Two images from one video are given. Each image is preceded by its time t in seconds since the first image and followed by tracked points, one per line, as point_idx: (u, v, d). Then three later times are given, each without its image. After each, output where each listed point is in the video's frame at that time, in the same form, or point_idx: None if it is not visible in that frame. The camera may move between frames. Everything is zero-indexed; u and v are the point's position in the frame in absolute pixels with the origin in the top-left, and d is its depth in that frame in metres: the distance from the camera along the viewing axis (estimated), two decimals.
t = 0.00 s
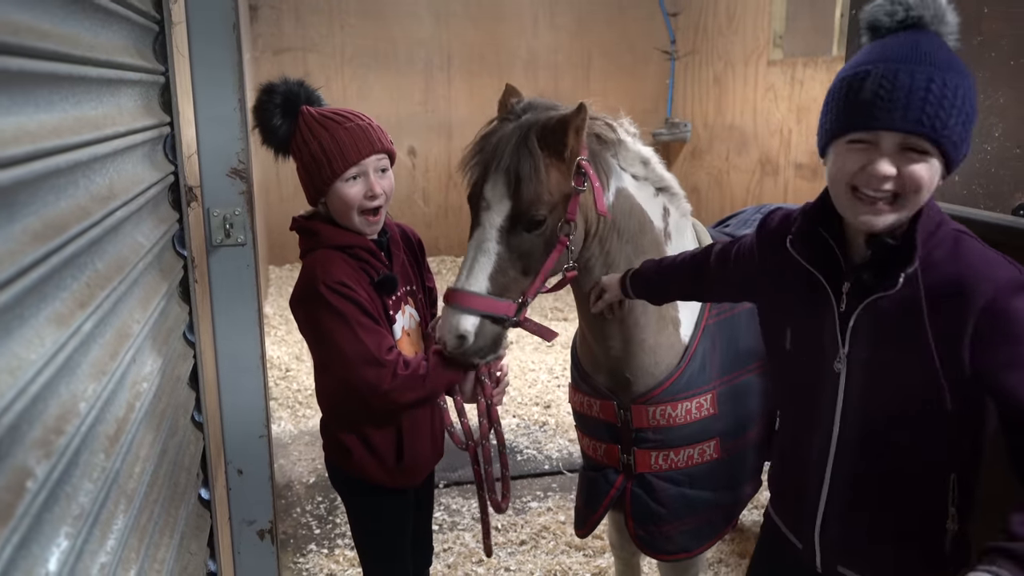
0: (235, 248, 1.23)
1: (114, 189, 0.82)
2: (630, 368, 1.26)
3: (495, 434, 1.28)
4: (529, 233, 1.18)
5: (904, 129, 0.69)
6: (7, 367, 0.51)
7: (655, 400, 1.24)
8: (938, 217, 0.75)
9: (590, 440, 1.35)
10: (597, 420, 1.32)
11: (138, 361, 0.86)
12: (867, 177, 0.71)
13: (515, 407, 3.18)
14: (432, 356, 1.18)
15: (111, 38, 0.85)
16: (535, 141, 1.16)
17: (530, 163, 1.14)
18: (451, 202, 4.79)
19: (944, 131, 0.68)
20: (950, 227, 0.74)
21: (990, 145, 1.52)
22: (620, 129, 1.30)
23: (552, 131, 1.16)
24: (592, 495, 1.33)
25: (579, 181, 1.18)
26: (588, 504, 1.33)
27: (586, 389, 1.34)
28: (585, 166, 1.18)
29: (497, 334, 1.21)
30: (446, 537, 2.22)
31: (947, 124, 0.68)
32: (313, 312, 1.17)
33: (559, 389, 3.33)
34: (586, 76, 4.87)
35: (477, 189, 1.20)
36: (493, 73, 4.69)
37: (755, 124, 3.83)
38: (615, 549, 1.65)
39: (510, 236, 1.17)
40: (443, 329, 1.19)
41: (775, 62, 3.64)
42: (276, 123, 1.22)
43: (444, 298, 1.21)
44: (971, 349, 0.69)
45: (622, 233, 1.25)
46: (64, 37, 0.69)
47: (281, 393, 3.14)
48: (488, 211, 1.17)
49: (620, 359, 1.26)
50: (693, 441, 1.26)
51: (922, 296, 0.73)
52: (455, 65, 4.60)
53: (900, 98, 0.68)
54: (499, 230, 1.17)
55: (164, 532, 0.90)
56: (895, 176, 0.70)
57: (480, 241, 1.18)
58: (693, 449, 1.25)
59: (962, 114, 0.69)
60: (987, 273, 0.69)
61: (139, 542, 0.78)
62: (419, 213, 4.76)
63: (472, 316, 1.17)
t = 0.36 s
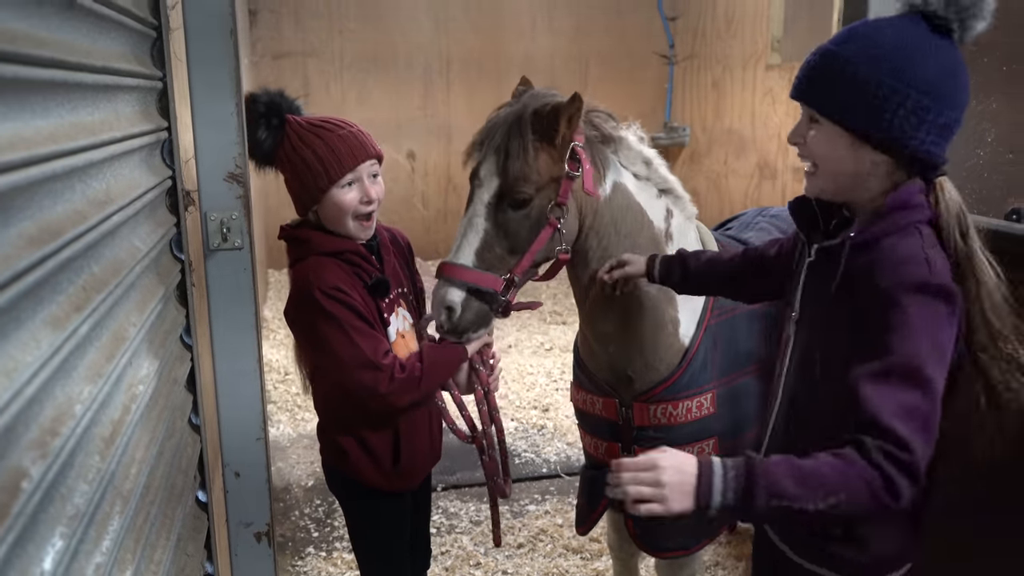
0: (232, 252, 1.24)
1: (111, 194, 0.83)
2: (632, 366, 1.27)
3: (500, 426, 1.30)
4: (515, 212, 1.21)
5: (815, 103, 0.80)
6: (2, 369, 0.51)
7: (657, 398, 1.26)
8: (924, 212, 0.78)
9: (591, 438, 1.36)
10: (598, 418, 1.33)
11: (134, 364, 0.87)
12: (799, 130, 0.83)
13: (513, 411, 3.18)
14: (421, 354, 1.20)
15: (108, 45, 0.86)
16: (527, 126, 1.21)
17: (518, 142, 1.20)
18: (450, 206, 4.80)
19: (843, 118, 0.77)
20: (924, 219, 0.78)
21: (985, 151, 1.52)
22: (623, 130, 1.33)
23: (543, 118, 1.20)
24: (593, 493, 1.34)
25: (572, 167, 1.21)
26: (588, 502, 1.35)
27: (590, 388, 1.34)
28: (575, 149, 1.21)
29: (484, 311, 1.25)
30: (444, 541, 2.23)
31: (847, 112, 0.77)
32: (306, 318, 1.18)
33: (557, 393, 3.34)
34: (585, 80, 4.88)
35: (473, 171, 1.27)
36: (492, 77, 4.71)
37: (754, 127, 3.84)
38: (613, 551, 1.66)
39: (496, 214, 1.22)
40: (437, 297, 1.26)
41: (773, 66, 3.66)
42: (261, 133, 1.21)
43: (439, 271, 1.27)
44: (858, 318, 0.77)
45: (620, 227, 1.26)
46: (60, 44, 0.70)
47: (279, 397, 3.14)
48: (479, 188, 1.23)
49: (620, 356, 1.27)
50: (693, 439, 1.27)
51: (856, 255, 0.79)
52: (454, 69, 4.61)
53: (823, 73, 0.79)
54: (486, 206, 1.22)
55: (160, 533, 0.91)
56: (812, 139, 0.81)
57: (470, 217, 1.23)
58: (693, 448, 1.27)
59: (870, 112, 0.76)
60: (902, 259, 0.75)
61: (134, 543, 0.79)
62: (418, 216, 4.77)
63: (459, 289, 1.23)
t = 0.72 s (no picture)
0: (237, 256, 1.25)
1: (121, 200, 0.85)
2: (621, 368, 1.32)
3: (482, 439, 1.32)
4: (529, 238, 1.20)
5: (759, 116, 0.92)
6: (21, 369, 0.53)
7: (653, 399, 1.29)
8: (854, 215, 0.86)
9: (590, 438, 1.38)
10: (597, 419, 1.34)
11: (142, 367, 0.88)
12: (748, 136, 0.96)
13: (513, 414, 3.20)
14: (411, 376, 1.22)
15: (118, 54, 0.88)
16: (523, 149, 1.19)
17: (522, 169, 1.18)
18: (450, 211, 4.82)
19: (779, 131, 0.89)
20: (851, 221, 0.85)
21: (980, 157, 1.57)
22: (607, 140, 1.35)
23: (531, 142, 1.19)
24: (590, 491, 1.38)
25: (568, 183, 1.22)
26: (587, 499, 1.38)
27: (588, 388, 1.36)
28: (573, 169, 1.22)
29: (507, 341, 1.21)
30: (445, 543, 2.24)
31: (783, 127, 0.89)
32: (303, 326, 1.20)
33: (557, 397, 3.36)
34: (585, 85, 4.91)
35: (471, 201, 1.23)
36: (492, 83, 4.74)
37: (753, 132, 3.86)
38: (612, 552, 1.67)
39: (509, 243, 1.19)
40: (459, 338, 1.18)
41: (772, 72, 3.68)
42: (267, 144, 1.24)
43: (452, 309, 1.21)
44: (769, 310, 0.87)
45: (609, 238, 1.29)
46: (74, 54, 0.72)
47: (280, 400, 3.16)
48: (486, 219, 1.19)
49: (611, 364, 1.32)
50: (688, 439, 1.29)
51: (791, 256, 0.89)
52: (455, 74, 4.64)
53: (765, 89, 0.91)
54: (499, 238, 1.18)
55: (167, 533, 0.93)
56: (757, 145, 0.94)
57: (481, 249, 1.19)
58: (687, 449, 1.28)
59: (803, 127, 0.87)
60: (812, 260, 0.83)
61: (143, 542, 0.81)
62: (418, 221, 4.79)
63: (483, 322, 1.18)
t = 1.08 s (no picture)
0: (244, 259, 1.27)
1: (132, 202, 0.86)
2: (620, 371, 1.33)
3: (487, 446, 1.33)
4: (574, 241, 1.23)
5: (734, 144, 0.92)
6: (39, 366, 0.54)
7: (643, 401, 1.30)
8: (846, 237, 0.84)
9: (583, 440, 1.39)
10: (590, 421, 1.37)
11: (152, 367, 0.89)
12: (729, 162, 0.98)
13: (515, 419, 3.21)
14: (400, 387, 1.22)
15: (129, 58, 0.90)
16: (566, 152, 1.24)
17: (570, 172, 1.21)
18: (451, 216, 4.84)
19: (754, 158, 0.90)
20: (844, 243, 0.84)
21: (980, 162, 1.58)
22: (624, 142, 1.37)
23: (577, 143, 1.23)
24: (584, 488, 1.37)
25: (602, 186, 1.27)
26: (578, 499, 1.39)
27: (580, 391, 1.38)
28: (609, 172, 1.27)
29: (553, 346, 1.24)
30: (447, 547, 2.24)
31: (757, 154, 0.90)
32: (300, 336, 1.21)
33: (559, 401, 3.36)
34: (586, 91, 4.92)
35: (513, 205, 1.24)
36: (493, 89, 4.75)
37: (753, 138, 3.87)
38: (612, 555, 1.68)
39: (557, 247, 1.22)
40: (506, 348, 1.21)
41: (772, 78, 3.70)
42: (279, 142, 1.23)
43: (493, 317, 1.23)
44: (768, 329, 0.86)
45: (626, 239, 1.29)
46: (89, 57, 0.73)
47: (283, 405, 3.17)
48: (534, 224, 1.21)
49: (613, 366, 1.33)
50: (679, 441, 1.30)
51: (788, 284, 0.87)
52: (456, 80, 4.66)
53: (738, 118, 0.91)
54: (549, 242, 1.21)
55: (175, 533, 0.93)
56: (735, 174, 0.96)
57: (529, 254, 1.20)
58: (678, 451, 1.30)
59: (778, 153, 0.87)
60: (807, 283, 0.82)
61: (152, 541, 0.81)
62: (420, 226, 4.80)
63: (523, 332, 1.19)
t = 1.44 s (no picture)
0: (250, 260, 1.28)
1: (142, 202, 0.87)
2: (619, 377, 1.33)
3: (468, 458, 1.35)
4: (535, 259, 1.25)
5: (725, 146, 0.90)
6: (57, 360, 0.55)
7: (643, 405, 1.30)
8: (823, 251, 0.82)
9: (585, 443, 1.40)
10: (590, 425, 1.38)
11: (161, 366, 0.90)
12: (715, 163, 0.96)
13: (517, 422, 3.21)
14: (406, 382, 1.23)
15: (139, 60, 0.91)
16: (534, 172, 1.23)
17: (532, 194, 1.22)
18: (452, 221, 4.85)
19: (741, 162, 0.88)
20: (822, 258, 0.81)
21: (981, 164, 1.57)
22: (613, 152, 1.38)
23: (554, 165, 1.23)
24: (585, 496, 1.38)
25: (576, 206, 1.27)
26: (582, 506, 1.39)
27: (581, 397, 1.39)
28: (584, 193, 1.26)
29: (507, 352, 1.26)
30: (449, 550, 2.25)
31: (748, 161, 0.87)
32: (311, 330, 1.21)
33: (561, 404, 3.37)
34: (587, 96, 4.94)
35: (477, 219, 1.27)
36: (494, 94, 4.77)
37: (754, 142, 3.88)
38: (614, 558, 1.68)
39: (513, 264, 1.24)
40: (453, 354, 1.25)
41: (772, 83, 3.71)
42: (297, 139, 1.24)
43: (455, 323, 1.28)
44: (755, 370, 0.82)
45: (613, 247, 1.30)
46: (102, 58, 0.74)
47: (286, 408, 3.17)
48: (492, 240, 1.24)
49: (608, 368, 1.34)
50: (682, 446, 1.30)
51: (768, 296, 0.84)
52: (457, 85, 4.68)
53: (732, 120, 0.88)
54: (503, 258, 1.23)
55: (183, 532, 0.94)
56: (724, 173, 0.94)
57: (485, 271, 1.24)
58: (682, 455, 1.29)
59: (768, 163, 0.85)
60: (790, 309, 0.78)
61: (161, 538, 0.82)
62: (421, 230, 4.81)
63: (480, 343, 1.22)
